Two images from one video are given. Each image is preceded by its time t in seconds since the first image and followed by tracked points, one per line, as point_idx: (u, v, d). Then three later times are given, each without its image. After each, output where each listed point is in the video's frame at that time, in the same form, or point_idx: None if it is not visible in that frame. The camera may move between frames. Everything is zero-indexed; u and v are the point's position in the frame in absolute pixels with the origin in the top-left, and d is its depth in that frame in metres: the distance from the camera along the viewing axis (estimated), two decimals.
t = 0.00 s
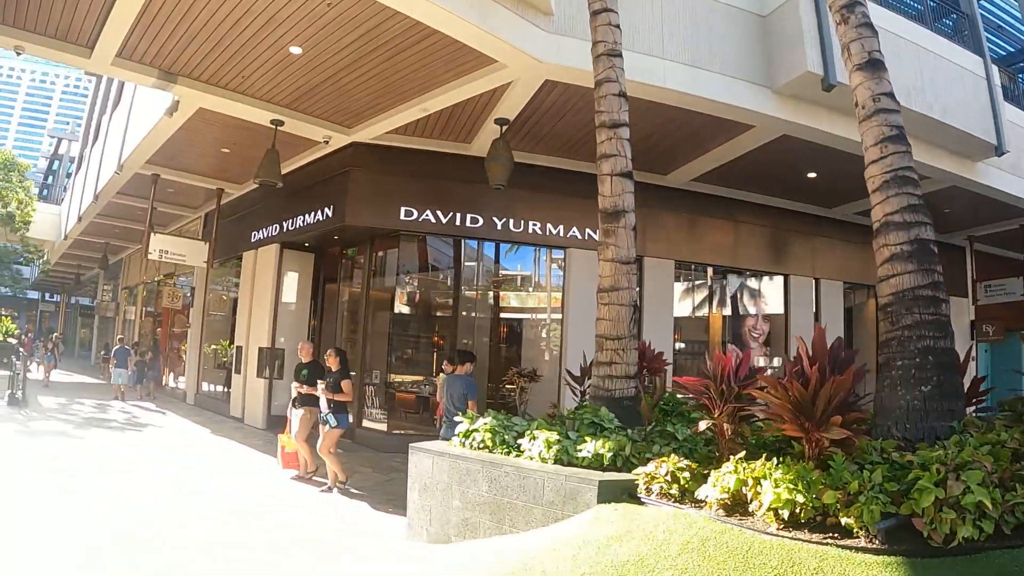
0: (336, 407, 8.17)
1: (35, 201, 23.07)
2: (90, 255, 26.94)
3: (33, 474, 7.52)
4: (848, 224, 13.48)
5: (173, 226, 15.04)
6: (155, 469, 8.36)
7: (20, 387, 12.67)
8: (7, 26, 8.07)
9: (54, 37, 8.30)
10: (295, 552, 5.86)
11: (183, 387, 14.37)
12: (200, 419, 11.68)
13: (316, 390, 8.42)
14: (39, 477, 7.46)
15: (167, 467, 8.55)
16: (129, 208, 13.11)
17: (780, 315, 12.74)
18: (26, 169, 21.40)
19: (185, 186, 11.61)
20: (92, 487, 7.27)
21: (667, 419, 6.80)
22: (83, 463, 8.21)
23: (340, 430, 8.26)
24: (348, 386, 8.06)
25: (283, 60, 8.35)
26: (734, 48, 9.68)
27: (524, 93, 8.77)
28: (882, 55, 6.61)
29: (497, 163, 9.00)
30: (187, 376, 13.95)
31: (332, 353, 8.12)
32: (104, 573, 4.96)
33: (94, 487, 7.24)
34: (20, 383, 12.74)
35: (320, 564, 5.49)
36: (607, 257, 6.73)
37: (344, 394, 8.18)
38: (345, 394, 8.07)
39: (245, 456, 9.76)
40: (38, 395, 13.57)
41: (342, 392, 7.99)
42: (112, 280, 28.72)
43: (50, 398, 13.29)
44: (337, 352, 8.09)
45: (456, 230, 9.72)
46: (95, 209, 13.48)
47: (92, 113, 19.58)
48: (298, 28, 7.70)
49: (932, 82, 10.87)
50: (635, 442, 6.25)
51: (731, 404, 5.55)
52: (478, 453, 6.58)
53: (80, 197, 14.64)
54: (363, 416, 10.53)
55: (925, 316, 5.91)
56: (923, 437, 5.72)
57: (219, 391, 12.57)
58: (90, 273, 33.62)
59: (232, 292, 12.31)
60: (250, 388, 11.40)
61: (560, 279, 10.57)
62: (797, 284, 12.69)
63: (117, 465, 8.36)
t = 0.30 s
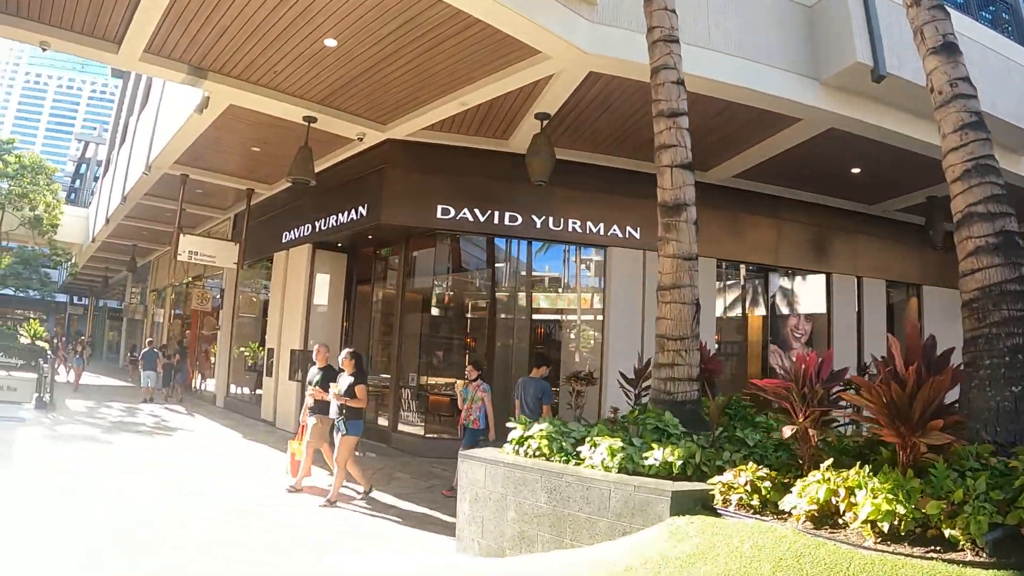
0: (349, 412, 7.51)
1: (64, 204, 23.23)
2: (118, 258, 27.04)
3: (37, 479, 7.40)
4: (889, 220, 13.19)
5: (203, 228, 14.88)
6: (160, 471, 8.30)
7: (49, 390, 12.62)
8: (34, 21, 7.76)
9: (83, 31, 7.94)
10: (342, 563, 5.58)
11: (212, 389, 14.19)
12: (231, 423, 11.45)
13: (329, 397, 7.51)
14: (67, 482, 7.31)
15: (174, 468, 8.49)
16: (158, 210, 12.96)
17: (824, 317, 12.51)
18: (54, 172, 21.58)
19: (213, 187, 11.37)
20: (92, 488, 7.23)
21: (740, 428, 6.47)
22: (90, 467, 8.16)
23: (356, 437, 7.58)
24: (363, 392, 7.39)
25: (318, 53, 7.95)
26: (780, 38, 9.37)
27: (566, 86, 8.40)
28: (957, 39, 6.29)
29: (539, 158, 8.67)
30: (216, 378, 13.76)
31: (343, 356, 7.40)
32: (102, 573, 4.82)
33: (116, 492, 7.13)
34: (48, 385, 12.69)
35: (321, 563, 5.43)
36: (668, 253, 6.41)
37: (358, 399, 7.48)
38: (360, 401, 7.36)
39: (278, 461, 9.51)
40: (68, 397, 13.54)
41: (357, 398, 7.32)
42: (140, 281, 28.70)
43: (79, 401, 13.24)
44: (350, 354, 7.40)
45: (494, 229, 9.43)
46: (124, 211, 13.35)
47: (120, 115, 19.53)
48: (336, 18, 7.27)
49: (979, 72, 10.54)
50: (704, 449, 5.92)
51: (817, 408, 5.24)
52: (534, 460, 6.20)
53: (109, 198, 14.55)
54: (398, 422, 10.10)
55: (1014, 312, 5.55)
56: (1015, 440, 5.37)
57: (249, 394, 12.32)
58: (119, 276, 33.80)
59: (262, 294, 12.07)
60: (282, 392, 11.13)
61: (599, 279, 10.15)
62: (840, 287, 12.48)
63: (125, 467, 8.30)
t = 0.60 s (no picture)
0: (355, 414, 6.80)
1: (80, 206, 23.12)
2: (134, 262, 26.88)
3: (57, 482, 7.17)
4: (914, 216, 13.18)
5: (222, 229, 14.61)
6: (181, 475, 8.06)
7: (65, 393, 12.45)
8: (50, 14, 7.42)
9: (103, 23, 7.58)
10: (378, 572, 5.34)
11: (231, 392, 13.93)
12: (252, 426, 11.20)
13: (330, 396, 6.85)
14: (91, 487, 7.09)
15: (192, 471, 8.29)
16: (176, 210, 12.75)
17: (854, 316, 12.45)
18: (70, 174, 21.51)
19: (233, 186, 11.09)
20: (94, 488, 7.12)
21: (802, 429, 6.20)
22: (108, 470, 7.93)
23: (362, 443, 6.80)
24: (368, 392, 6.66)
25: (344, 45, 7.58)
26: (814, 29, 9.14)
27: (601, 78, 8.07)
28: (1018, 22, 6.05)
29: (570, 153, 8.39)
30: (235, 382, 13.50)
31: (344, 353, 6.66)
32: (103, 573, 4.76)
33: (139, 497, 6.89)
34: (65, 388, 12.53)
35: (320, 563, 5.34)
36: (720, 247, 6.11)
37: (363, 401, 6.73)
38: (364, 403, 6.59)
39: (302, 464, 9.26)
40: (85, 399, 13.36)
41: (360, 399, 6.59)
42: (156, 284, 28.41)
43: (96, 404, 13.06)
44: (352, 351, 6.67)
45: (524, 227, 9.12)
46: (142, 212, 13.15)
47: (137, 117, 19.43)
48: (366, 8, 6.89)
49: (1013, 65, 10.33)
50: (766, 451, 5.61)
51: (891, 407, 5.03)
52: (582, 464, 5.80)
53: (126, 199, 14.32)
54: (423, 426, 9.68)
55: None
56: None
57: (269, 396, 12.05)
58: (134, 279, 33.60)
59: (283, 295, 11.77)
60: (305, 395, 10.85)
61: (629, 278, 9.87)
62: (870, 286, 12.46)
63: (143, 471, 8.09)
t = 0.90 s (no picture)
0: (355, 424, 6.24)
1: (102, 210, 22.82)
2: (154, 265, 26.66)
3: (80, 491, 6.94)
4: (950, 216, 12.91)
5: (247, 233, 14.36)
6: (205, 484, 7.79)
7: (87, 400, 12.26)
8: (67, 11, 7.15)
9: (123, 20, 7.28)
10: (377, 572, 5.32)
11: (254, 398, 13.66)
12: (278, 433, 10.91)
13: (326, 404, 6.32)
14: (115, 497, 6.84)
15: (216, 479, 8.04)
16: (198, 215, 12.50)
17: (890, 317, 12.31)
18: (91, 179, 20.97)
19: (255, 189, 10.88)
20: (117, 496, 6.88)
21: (863, 437, 5.94)
22: (131, 479, 7.67)
23: (360, 455, 6.30)
24: (368, 399, 6.22)
25: (371, 44, 7.21)
26: (853, 23, 8.86)
27: (638, 74, 7.72)
28: None
29: (605, 151, 8.08)
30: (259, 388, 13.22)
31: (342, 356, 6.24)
32: (102, 573, 4.70)
33: (166, 508, 6.62)
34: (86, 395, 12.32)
35: (320, 563, 5.32)
36: (775, 247, 5.81)
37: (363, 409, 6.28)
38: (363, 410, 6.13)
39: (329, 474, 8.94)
40: (107, 405, 13.14)
41: (362, 406, 6.12)
42: (178, 289, 28.11)
43: (118, 410, 12.84)
44: (351, 354, 6.24)
45: (555, 228, 8.84)
46: (163, 216, 12.91)
47: (157, 120, 19.20)
48: (394, 3, 6.48)
49: None
50: (833, 463, 5.29)
51: (972, 416, 4.74)
52: (633, 478, 5.41)
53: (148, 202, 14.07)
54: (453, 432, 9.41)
55: None
56: None
57: (293, 402, 11.77)
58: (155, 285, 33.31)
59: (308, 299, 11.51)
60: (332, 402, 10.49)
61: (662, 281, 9.66)
62: (905, 288, 12.31)
63: (167, 479, 7.83)
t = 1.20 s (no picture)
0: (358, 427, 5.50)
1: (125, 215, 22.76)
2: (177, 269, 26.61)
3: (103, 496, 6.71)
4: (990, 212, 12.51)
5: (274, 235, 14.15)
6: (231, 489, 7.52)
7: (111, 404, 12.12)
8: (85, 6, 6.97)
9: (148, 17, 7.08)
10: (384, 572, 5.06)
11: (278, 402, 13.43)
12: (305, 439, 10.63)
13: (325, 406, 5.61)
14: (139, 503, 6.58)
15: (242, 484, 7.78)
16: (222, 218, 12.32)
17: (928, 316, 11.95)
18: (114, 183, 20.59)
19: (280, 191, 10.70)
20: (141, 502, 6.62)
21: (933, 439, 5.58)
22: (155, 484, 7.41)
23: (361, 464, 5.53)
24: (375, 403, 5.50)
25: (401, 36, 6.92)
26: (896, 10, 8.54)
27: (678, 65, 7.35)
28: None
29: (643, 145, 7.78)
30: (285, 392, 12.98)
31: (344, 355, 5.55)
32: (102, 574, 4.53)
33: (194, 513, 6.35)
34: (110, 399, 12.14)
35: (322, 563, 5.08)
36: (837, 239, 5.48)
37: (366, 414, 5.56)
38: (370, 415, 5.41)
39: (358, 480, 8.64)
40: (130, 410, 12.96)
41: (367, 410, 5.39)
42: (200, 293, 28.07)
43: (141, 414, 12.64)
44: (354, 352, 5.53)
45: (590, 226, 8.53)
46: (187, 219, 12.74)
47: (182, 123, 19.08)
48: None
49: None
50: (908, 467, 4.92)
51: None
52: (693, 484, 4.94)
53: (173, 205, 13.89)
54: (486, 437, 8.94)
55: None
56: None
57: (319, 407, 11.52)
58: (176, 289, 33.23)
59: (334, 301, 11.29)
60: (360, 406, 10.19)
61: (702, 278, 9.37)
62: (945, 286, 11.94)
63: (192, 484, 7.56)
